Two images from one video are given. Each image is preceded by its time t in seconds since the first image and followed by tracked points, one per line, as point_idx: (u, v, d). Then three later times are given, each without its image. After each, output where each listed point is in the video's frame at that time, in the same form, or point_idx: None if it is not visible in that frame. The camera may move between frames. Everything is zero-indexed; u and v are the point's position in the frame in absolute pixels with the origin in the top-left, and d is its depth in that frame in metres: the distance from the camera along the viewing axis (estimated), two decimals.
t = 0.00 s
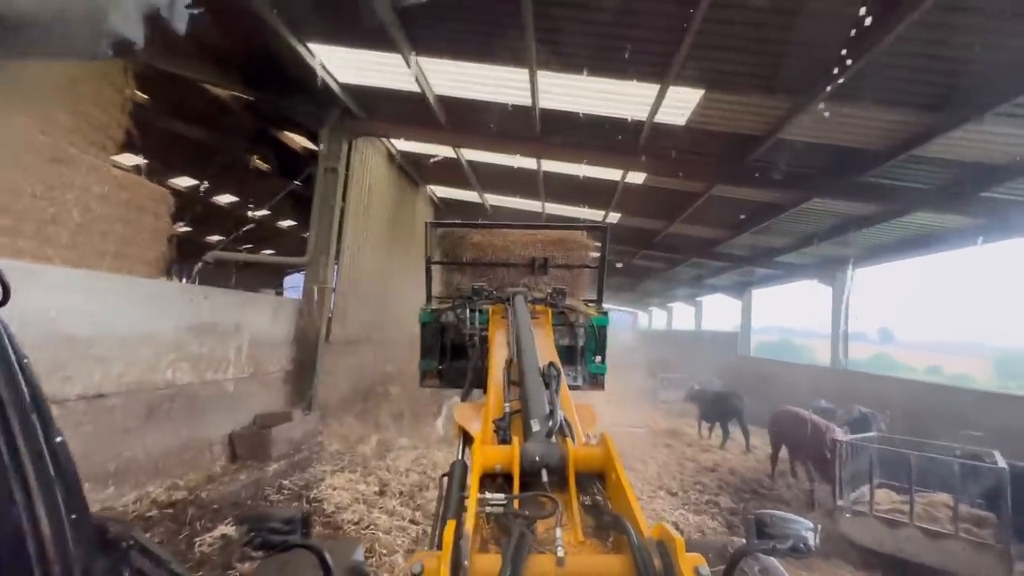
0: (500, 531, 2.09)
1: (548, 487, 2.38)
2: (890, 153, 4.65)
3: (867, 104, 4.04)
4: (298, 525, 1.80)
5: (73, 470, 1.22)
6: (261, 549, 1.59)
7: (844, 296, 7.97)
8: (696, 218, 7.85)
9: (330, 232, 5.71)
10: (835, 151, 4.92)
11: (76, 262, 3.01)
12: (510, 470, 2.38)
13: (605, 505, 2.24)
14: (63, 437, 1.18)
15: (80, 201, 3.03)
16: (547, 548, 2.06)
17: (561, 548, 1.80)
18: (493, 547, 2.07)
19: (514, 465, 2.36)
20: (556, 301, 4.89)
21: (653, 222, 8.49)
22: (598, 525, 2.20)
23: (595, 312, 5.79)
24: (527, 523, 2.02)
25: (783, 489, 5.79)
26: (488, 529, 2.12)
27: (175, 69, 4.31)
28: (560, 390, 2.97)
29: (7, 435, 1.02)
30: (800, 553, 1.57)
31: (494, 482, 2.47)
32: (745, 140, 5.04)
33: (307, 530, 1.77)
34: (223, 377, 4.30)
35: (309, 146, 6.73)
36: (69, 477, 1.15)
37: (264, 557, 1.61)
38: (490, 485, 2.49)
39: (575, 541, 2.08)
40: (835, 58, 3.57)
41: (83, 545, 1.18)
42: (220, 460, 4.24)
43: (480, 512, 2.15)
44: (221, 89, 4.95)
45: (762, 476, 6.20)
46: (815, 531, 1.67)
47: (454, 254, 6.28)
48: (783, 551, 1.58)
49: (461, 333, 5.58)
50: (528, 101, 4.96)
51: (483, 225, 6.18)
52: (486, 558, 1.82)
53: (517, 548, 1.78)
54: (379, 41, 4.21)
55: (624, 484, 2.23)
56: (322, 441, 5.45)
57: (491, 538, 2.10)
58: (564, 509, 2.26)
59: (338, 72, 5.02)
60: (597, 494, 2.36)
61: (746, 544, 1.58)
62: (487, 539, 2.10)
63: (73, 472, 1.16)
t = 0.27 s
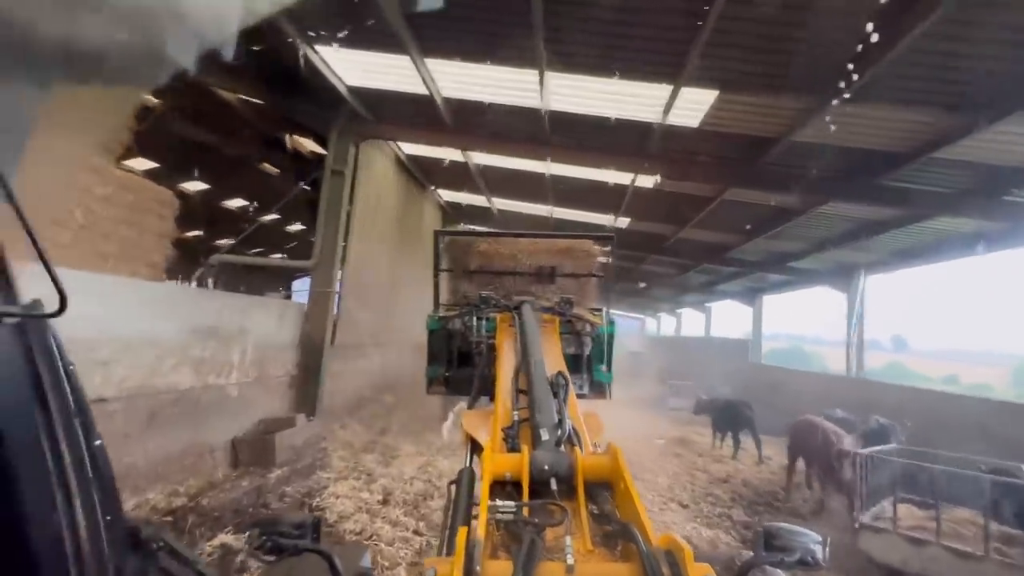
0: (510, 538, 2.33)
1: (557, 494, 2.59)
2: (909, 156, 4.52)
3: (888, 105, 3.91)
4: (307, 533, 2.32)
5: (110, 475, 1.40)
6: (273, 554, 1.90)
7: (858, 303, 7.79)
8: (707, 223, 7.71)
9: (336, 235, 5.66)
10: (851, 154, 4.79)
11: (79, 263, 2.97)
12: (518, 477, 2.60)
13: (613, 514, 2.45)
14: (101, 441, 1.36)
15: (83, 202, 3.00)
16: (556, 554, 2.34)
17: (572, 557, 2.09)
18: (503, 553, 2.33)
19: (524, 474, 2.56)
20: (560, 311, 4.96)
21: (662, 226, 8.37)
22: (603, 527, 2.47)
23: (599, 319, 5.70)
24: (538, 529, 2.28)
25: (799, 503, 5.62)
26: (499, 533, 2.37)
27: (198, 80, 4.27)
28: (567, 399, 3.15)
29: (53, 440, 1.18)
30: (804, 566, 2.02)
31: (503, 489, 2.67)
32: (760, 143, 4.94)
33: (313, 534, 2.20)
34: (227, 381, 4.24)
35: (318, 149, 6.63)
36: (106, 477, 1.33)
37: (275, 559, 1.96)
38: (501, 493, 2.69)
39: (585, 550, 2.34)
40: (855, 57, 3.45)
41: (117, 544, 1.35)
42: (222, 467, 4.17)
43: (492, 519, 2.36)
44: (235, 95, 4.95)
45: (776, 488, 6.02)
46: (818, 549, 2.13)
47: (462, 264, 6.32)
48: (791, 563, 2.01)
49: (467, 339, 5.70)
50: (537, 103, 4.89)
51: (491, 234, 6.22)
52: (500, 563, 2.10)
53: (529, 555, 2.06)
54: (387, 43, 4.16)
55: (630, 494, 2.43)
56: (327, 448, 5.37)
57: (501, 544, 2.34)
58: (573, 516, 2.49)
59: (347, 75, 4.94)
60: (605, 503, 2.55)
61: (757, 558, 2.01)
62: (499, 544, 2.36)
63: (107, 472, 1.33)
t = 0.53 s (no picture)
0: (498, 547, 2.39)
1: (549, 506, 2.62)
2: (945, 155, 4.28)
3: (922, 101, 3.70)
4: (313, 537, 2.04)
5: (83, 493, 1.50)
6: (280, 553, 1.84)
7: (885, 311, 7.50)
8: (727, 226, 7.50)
9: (349, 237, 5.60)
10: (883, 152, 4.56)
11: (86, 263, 2.95)
12: (511, 488, 2.66)
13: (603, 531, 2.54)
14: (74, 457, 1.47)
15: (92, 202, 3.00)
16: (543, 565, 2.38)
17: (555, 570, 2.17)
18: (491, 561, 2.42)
19: (517, 484, 2.60)
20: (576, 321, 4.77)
21: (681, 229, 8.17)
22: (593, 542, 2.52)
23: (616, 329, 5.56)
24: (525, 541, 2.31)
25: (826, 519, 5.35)
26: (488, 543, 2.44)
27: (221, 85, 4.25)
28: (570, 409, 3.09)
29: (21, 449, 1.31)
30: None
31: (497, 499, 2.74)
32: (785, 142, 4.74)
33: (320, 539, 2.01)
34: (237, 383, 4.21)
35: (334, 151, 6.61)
36: (75, 491, 1.43)
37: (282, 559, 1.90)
38: (495, 502, 2.77)
39: (572, 564, 2.37)
40: (886, 49, 3.28)
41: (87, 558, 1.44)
42: (232, 470, 4.12)
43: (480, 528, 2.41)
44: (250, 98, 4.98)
45: (800, 503, 5.77)
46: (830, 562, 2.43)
47: (476, 273, 6.14)
48: None
49: (482, 349, 5.44)
50: (553, 103, 4.78)
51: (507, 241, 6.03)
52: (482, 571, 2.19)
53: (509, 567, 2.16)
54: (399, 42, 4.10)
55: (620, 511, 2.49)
56: (338, 452, 5.30)
57: (490, 552, 2.43)
58: (563, 529, 2.53)
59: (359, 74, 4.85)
60: (597, 517, 2.64)
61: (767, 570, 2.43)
62: (487, 553, 2.43)
63: (78, 486, 1.43)
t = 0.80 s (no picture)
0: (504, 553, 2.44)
1: (557, 515, 2.63)
2: (979, 154, 4.06)
3: (958, 95, 3.50)
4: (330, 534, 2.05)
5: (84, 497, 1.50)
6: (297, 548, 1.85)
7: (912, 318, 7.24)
8: (746, 227, 7.29)
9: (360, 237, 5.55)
10: (912, 150, 4.36)
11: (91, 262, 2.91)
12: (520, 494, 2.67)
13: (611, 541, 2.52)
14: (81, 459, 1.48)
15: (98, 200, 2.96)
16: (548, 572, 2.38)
17: None
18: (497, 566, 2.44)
19: (525, 490, 2.65)
20: (595, 329, 4.81)
21: (697, 231, 7.99)
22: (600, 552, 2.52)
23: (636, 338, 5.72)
24: (530, 548, 2.37)
25: (850, 533, 5.12)
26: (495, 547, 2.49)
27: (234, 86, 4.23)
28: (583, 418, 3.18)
29: (27, 450, 1.30)
30: None
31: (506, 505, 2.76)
32: (809, 140, 4.57)
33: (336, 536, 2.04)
34: (244, 384, 4.16)
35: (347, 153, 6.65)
36: (80, 493, 1.44)
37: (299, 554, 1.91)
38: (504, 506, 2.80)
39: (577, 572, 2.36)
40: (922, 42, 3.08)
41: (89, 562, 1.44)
42: (238, 472, 4.08)
43: (487, 532, 2.49)
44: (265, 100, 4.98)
45: (822, 516, 5.54)
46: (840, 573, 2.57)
47: (497, 278, 6.23)
48: None
49: (501, 354, 5.72)
50: (566, 101, 4.67)
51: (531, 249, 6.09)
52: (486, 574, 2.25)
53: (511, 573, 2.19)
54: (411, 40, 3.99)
55: (627, 523, 2.47)
56: (346, 455, 5.24)
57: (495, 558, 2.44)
58: (570, 538, 2.54)
59: (370, 74, 4.68)
60: (605, 527, 2.63)
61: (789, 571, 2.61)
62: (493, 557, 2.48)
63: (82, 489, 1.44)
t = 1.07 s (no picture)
0: (516, 552, 2.31)
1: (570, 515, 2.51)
2: (990, 147, 3.94)
3: (969, 85, 3.38)
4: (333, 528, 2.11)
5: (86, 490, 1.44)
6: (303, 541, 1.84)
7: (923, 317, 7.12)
8: (747, 224, 7.19)
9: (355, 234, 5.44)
10: (920, 144, 4.24)
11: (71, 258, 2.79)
12: (534, 493, 2.53)
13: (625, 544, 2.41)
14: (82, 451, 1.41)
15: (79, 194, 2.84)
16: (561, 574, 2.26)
17: None
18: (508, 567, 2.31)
19: (539, 489, 2.51)
20: (604, 331, 4.74)
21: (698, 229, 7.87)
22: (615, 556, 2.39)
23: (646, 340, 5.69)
24: (544, 548, 2.25)
25: (855, 536, 5.01)
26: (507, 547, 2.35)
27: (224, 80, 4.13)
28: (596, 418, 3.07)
29: (26, 441, 1.24)
30: None
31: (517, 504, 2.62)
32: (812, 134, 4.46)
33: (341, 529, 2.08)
34: (234, 386, 4.06)
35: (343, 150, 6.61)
36: (81, 485, 1.37)
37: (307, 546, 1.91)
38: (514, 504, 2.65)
39: None
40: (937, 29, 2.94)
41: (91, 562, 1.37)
42: (228, 475, 3.98)
43: (499, 530, 2.35)
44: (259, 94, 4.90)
45: (826, 518, 5.43)
46: None
47: (507, 276, 6.17)
48: None
49: (510, 353, 5.72)
50: (563, 94, 4.56)
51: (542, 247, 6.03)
52: None
53: None
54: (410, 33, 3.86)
55: (645, 527, 2.34)
56: (339, 457, 5.13)
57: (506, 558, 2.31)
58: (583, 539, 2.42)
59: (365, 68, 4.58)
60: (618, 528, 2.51)
61: None
62: (504, 557, 2.34)
63: (82, 482, 1.38)
